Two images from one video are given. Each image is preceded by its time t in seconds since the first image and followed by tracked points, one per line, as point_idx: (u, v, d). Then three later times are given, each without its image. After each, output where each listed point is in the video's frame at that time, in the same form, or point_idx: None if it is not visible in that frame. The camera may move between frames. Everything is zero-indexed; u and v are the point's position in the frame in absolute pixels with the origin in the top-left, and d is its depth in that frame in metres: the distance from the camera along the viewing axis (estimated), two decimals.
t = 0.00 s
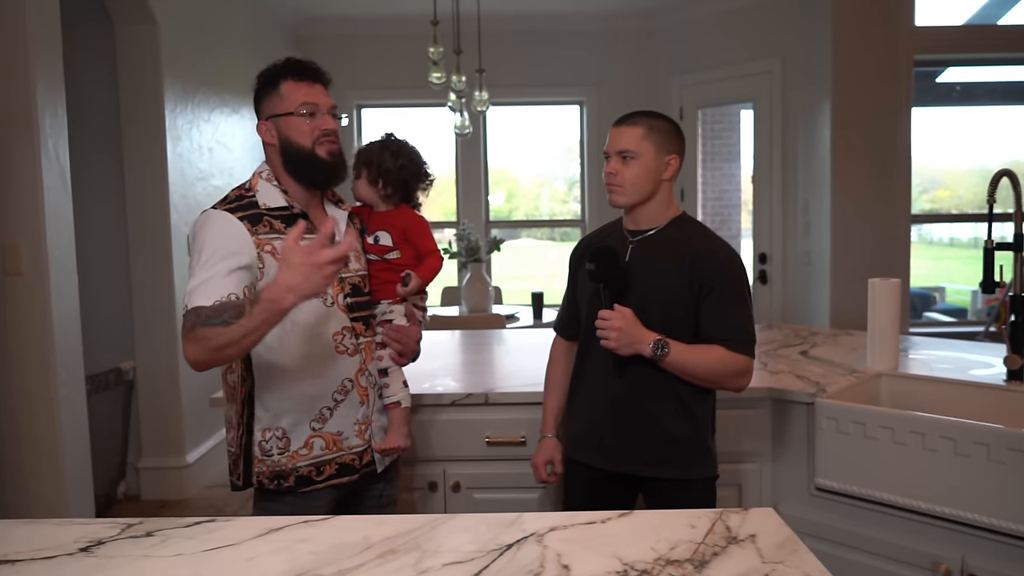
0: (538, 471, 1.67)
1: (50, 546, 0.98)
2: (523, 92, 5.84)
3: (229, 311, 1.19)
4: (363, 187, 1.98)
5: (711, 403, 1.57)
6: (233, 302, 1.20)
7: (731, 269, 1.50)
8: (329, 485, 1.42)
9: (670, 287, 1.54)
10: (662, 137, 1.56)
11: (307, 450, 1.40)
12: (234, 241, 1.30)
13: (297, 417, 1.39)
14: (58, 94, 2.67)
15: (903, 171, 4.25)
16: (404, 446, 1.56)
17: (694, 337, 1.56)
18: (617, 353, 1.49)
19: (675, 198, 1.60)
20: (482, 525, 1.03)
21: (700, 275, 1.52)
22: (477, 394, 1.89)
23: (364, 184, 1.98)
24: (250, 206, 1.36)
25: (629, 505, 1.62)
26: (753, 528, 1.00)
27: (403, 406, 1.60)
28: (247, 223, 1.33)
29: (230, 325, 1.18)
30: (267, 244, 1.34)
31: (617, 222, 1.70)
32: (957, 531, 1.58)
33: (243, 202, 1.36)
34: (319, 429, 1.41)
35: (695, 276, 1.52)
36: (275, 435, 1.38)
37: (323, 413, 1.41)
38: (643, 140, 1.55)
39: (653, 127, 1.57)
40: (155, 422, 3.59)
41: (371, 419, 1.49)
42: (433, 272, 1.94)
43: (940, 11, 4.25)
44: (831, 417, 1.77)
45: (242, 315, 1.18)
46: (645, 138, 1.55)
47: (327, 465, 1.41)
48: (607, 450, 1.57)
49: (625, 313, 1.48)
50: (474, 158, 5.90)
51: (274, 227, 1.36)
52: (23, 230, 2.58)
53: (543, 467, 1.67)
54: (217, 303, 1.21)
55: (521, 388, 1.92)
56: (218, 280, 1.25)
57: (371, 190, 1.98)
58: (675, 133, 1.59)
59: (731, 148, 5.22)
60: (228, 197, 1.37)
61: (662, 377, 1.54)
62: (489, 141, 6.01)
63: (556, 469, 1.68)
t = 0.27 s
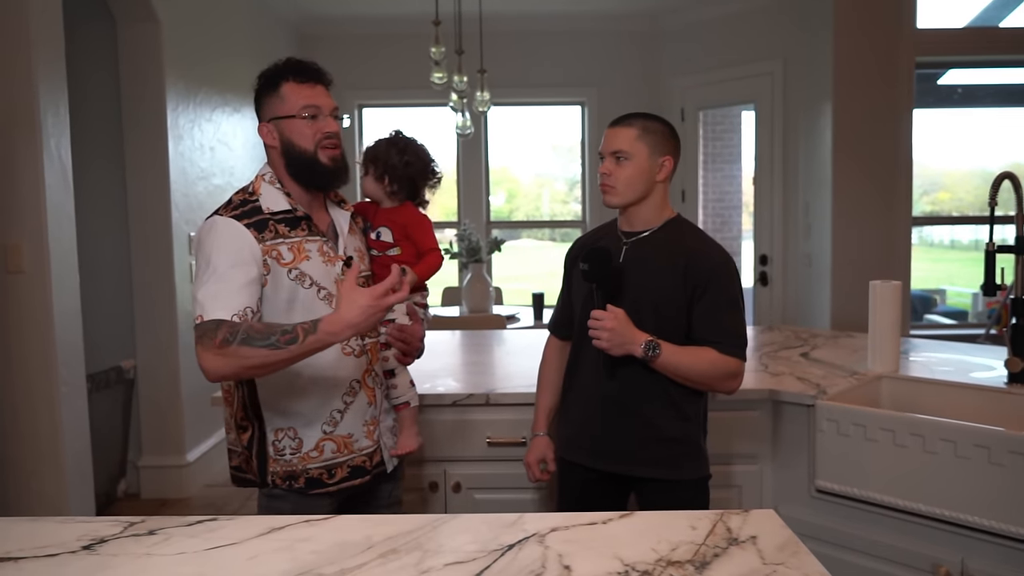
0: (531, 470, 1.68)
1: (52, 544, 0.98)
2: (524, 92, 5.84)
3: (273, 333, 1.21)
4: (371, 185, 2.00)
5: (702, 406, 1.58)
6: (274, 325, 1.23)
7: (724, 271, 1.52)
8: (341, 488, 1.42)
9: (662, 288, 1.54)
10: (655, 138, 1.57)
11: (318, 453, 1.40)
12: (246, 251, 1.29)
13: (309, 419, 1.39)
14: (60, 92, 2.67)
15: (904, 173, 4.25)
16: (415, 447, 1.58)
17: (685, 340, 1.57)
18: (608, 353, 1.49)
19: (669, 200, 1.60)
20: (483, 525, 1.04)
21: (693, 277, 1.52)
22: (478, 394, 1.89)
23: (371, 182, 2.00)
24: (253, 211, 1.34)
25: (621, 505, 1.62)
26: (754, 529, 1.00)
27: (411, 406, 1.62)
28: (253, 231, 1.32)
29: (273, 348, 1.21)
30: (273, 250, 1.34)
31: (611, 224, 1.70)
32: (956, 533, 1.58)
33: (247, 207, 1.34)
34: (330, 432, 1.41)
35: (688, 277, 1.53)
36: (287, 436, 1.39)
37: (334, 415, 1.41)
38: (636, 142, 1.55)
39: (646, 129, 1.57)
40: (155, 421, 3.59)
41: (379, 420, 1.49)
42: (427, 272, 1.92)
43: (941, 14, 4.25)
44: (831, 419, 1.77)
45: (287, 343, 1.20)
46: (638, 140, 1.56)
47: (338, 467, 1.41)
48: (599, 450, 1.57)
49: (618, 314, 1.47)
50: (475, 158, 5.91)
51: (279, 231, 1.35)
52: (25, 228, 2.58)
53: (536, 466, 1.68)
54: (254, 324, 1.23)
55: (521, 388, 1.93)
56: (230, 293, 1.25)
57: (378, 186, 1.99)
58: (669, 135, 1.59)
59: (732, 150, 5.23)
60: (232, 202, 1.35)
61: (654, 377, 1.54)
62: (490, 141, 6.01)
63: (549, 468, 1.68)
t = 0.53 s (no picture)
0: (530, 471, 1.70)
1: (61, 544, 0.99)
2: (529, 94, 5.85)
3: (236, 352, 1.13)
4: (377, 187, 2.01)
5: (700, 409, 1.58)
6: (243, 343, 1.14)
7: (722, 273, 1.51)
8: (337, 488, 1.43)
9: (660, 289, 1.55)
10: (653, 140, 1.57)
11: (315, 454, 1.40)
12: (251, 248, 1.29)
13: (305, 421, 1.39)
14: (68, 93, 2.69)
15: (909, 175, 4.25)
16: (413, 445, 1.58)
17: (683, 341, 1.57)
18: (604, 353, 1.50)
19: (668, 202, 1.61)
20: (488, 526, 1.04)
21: (690, 280, 1.52)
22: (484, 395, 1.90)
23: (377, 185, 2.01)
24: (260, 209, 1.35)
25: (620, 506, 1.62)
26: (759, 531, 1.00)
27: (410, 407, 1.61)
28: (259, 227, 1.33)
29: (230, 368, 1.12)
30: (279, 248, 1.35)
31: (612, 226, 1.70)
32: (960, 535, 1.58)
33: (253, 205, 1.35)
34: (327, 433, 1.40)
35: (684, 279, 1.53)
36: (283, 437, 1.39)
37: (330, 416, 1.41)
38: (634, 143, 1.56)
39: (645, 131, 1.58)
40: (162, 421, 3.61)
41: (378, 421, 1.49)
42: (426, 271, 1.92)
43: (946, 15, 4.24)
44: (836, 421, 1.77)
45: (240, 370, 1.11)
46: (636, 142, 1.56)
47: (334, 468, 1.42)
48: (596, 450, 1.58)
49: (613, 314, 1.48)
50: (480, 159, 5.92)
51: (284, 230, 1.36)
52: (33, 229, 2.59)
53: (536, 467, 1.70)
54: (231, 335, 1.16)
55: (525, 390, 1.93)
56: (234, 288, 1.25)
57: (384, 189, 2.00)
58: (667, 136, 1.59)
59: (736, 152, 5.23)
60: (238, 200, 1.36)
61: (649, 379, 1.55)
62: (495, 143, 6.02)
63: (548, 469, 1.71)
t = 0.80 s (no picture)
0: (530, 470, 1.72)
1: (70, 541, 1.00)
2: (534, 94, 5.85)
3: (206, 360, 1.07)
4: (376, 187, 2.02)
5: (700, 410, 1.59)
6: (216, 349, 1.07)
7: (720, 271, 1.51)
8: (337, 492, 1.44)
9: (657, 288, 1.55)
10: (650, 139, 1.58)
11: (316, 457, 1.41)
12: (248, 249, 1.31)
13: (307, 423, 1.40)
14: (75, 93, 2.71)
15: (914, 175, 4.24)
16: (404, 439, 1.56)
17: (681, 339, 1.57)
18: (601, 351, 1.50)
19: (666, 201, 1.61)
20: (493, 524, 1.05)
21: (687, 277, 1.52)
22: (488, 395, 1.91)
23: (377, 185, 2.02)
24: (259, 208, 1.36)
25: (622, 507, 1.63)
26: (763, 530, 1.01)
27: (403, 407, 1.59)
28: (257, 227, 1.34)
29: (200, 376, 1.07)
30: (277, 248, 1.36)
31: (610, 226, 1.71)
32: (965, 536, 1.58)
33: (252, 204, 1.36)
34: (328, 436, 1.41)
35: (682, 278, 1.53)
36: (284, 439, 1.40)
37: (331, 419, 1.41)
38: (630, 142, 1.57)
39: (641, 130, 1.59)
40: (168, 420, 3.63)
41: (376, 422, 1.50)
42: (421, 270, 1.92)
43: (952, 15, 4.24)
44: (841, 421, 1.77)
45: (207, 379, 1.06)
46: (633, 140, 1.57)
47: (335, 471, 1.42)
48: (596, 450, 1.59)
49: (610, 312, 1.49)
50: (485, 159, 5.92)
51: (283, 229, 1.37)
52: (41, 228, 2.61)
53: (536, 466, 1.72)
54: (206, 340, 1.10)
55: (529, 389, 1.94)
56: (227, 289, 1.26)
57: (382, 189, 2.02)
58: (664, 136, 1.60)
59: (741, 152, 5.23)
60: (237, 198, 1.37)
61: (648, 378, 1.56)
62: (500, 143, 6.02)
63: (548, 469, 1.72)
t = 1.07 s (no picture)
0: (528, 467, 1.71)
1: (75, 536, 1.01)
2: (537, 92, 5.85)
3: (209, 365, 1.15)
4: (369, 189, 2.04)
5: (698, 400, 1.59)
6: (220, 359, 1.16)
7: (716, 268, 1.51)
8: (330, 489, 1.44)
9: (654, 285, 1.56)
10: (647, 137, 1.59)
11: (309, 454, 1.41)
12: (239, 244, 1.31)
13: (299, 420, 1.40)
14: (79, 91, 2.72)
15: (917, 172, 4.23)
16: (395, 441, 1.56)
17: (678, 336, 1.57)
18: (598, 347, 1.53)
19: (664, 199, 1.62)
20: (495, 521, 1.05)
21: (684, 272, 1.52)
22: (491, 393, 1.91)
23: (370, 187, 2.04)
24: (252, 204, 1.36)
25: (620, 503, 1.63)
26: (764, 526, 1.01)
27: (396, 407, 1.59)
28: (249, 223, 1.34)
29: (196, 378, 1.14)
30: (268, 244, 1.36)
31: (608, 225, 1.71)
32: (967, 532, 1.58)
33: (245, 200, 1.36)
34: (320, 433, 1.41)
35: (678, 274, 1.53)
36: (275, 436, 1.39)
37: (323, 416, 1.41)
38: (628, 140, 1.58)
39: (638, 128, 1.59)
40: (172, 418, 3.64)
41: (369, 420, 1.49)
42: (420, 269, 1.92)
43: (955, 11, 4.23)
44: (843, 418, 1.78)
45: (204, 383, 1.12)
46: (630, 139, 1.58)
47: (329, 469, 1.42)
48: (593, 446, 1.60)
49: (607, 309, 1.51)
50: (488, 157, 5.93)
51: (276, 226, 1.37)
52: (45, 226, 2.62)
53: (533, 464, 1.72)
54: (211, 346, 1.19)
55: (531, 386, 1.94)
56: (220, 284, 1.26)
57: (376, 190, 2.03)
58: (661, 134, 1.60)
59: (744, 149, 5.23)
60: (231, 194, 1.37)
61: (646, 374, 1.56)
62: (503, 141, 6.02)
63: (546, 466, 1.72)
